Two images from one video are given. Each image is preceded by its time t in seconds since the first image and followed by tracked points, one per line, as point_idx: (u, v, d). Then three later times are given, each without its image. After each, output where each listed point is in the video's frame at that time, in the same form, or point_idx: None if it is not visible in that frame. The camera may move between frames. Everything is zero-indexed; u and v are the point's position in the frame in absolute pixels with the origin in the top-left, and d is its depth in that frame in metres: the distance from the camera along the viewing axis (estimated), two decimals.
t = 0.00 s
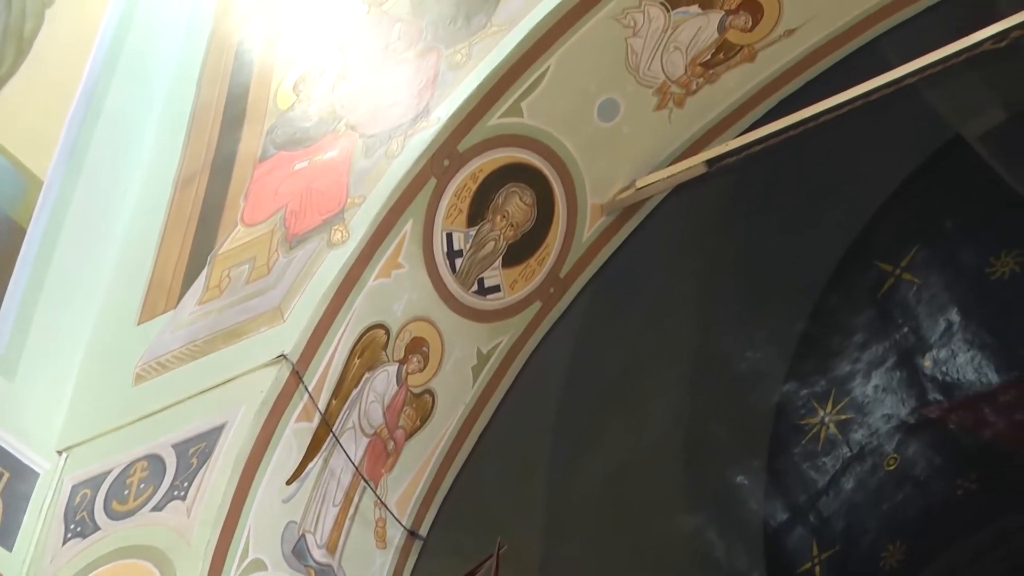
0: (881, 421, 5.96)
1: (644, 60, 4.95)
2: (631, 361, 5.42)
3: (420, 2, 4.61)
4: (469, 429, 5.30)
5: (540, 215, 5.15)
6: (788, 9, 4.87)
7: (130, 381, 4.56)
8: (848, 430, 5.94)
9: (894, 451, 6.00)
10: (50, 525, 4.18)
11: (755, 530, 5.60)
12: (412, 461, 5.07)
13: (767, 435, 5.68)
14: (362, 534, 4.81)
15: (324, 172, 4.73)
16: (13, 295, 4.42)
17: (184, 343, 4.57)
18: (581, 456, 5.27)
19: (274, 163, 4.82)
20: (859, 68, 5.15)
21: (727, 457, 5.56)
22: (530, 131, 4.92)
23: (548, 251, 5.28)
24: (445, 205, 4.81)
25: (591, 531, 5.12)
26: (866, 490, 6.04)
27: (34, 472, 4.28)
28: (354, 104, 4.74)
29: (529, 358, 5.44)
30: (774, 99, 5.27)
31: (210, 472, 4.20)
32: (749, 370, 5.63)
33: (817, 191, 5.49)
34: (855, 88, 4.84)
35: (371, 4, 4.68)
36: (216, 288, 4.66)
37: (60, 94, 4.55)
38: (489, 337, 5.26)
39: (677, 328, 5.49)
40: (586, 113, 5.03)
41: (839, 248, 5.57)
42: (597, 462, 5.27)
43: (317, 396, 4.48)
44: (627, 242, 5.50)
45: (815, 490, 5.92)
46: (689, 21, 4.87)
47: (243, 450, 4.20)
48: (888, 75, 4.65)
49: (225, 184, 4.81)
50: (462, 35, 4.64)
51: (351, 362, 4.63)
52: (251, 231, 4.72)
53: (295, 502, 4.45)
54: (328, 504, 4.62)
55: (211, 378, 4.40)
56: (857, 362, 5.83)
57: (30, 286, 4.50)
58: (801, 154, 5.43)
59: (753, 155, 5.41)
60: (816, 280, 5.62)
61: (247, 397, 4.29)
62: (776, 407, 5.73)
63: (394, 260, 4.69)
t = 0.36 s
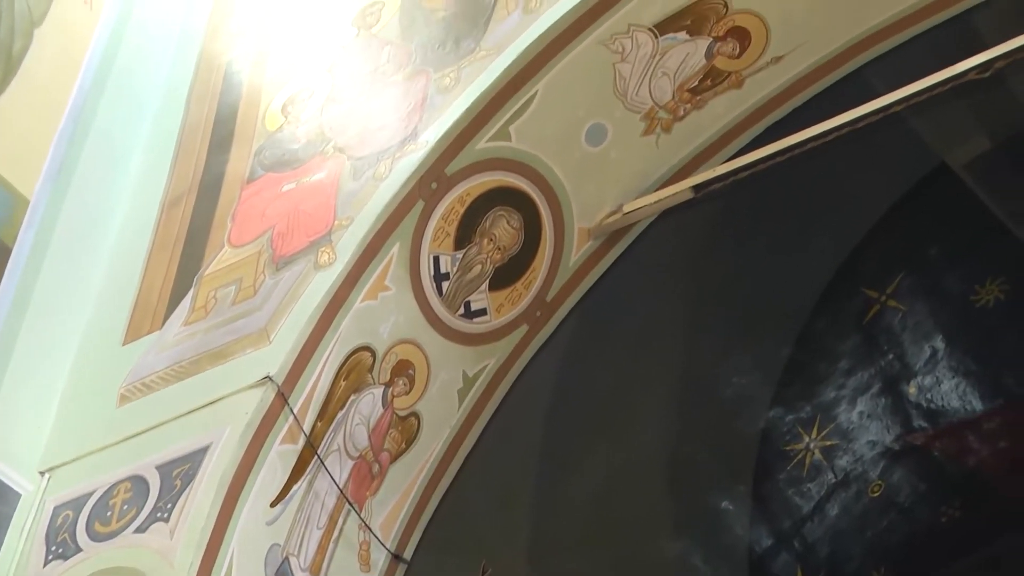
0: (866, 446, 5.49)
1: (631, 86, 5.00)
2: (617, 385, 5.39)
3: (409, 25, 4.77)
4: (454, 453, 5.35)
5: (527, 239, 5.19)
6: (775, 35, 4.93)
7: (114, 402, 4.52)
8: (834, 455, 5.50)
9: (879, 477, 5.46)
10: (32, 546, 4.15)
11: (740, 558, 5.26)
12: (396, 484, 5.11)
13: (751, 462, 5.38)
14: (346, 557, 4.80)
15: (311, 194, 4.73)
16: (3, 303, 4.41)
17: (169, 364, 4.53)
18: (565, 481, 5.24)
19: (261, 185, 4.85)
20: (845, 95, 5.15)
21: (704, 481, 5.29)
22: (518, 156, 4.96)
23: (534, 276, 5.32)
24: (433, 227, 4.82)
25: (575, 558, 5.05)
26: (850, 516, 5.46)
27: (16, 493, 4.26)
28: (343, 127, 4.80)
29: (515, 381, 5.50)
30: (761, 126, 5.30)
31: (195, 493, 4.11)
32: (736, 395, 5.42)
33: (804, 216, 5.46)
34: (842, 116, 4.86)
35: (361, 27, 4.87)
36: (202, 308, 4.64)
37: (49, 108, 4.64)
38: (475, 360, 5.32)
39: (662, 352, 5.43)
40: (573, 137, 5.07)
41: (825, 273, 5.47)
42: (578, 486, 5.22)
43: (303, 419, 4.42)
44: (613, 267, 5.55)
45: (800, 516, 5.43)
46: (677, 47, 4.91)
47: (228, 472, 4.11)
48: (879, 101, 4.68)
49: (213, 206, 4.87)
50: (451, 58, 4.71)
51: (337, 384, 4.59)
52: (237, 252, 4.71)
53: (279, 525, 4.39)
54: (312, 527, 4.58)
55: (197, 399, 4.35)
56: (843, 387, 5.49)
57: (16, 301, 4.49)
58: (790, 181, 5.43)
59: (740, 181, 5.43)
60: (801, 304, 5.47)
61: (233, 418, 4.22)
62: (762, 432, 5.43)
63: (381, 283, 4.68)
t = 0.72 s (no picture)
0: (853, 472, 5.13)
1: (620, 110, 5.04)
2: (604, 409, 5.39)
3: (399, 48, 4.84)
4: (439, 477, 5.39)
5: (514, 262, 5.23)
6: (764, 62, 4.99)
7: (98, 423, 4.47)
8: (820, 480, 5.16)
9: (866, 504, 5.05)
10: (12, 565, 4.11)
11: None
12: (382, 506, 5.10)
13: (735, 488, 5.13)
14: None
15: (300, 215, 4.72)
16: None
17: (155, 384, 4.49)
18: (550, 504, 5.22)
19: (249, 207, 4.85)
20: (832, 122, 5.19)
21: (692, 507, 5.10)
22: (508, 180, 5.00)
23: (522, 299, 5.36)
24: (421, 249, 4.83)
25: None
26: (836, 543, 5.03)
27: None
28: (332, 148, 4.81)
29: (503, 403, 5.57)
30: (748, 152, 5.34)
31: (178, 514, 4.07)
32: (722, 420, 5.27)
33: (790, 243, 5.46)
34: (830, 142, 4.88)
35: (351, 49, 4.94)
36: (189, 329, 4.61)
37: (42, 126, 4.72)
38: (462, 384, 5.36)
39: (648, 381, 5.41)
40: (562, 160, 5.10)
41: (815, 297, 5.37)
42: (564, 509, 5.19)
43: (289, 440, 4.38)
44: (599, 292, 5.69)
45: (785, 542, 5.07)
46: (666, 72, 4.96)
47: (213, 492, 4.08)
48: (868, 127, 4.71)
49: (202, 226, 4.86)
50: (440, 81, 4.74)
51: (323, 406, 4.58)
52: (224, 273, 4.69)
53: (263, 547, 4.35)
54: (296, 549, 4.54)
55: (182, 419, 4.32)
56: (829, 413, 5.23)
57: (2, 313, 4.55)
58: (773, 206, 5.56)
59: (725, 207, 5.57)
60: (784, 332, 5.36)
61: (218, 439, 4.19)
62: (747, 457, 5.20)
63: (368, 305, 4.68)
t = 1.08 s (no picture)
0: (831, 495, 5.43)
1: (604, 131, 5.08)
2: (588, 426, 5.39)
3: (384, 66, 4.84)
4: (417, 497, 5.33)
5: (497, 281, 5.24)
6: (746, 85, 5.03)
7: (75, 437, 4.43)
8: (799, 503, 5.43)
9: (844, 527, 5.41)
10: None
11: None
12: (361, 525, 5.05)
13: (716, 508, 5.31)
14: None
15: (283, 232, 4.71)
16: None
17: (135, 399, 4.45)
18: (532, 519, 5.23)
19: (232, 222, 4.85)
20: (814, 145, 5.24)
21: (676, 525, 5.25)
22: (491, 199, 5.03)
23: (504, 320, 5.36)
24: (403, 267, 4.85)
25: None
26: (815, 566, 5.40)
27: None
28: (316, 165, 4.82)
29: (484, 422, 5.53)
30: (728, 176, 5.40)
31: (156, 531, 3.98)
32: (703, 441, 5.36)
33: (774, 264, 5.47)
34: (811, 166, 4.93)
35: (336, 67, 4.93)
36: (169, 344, 4.57)
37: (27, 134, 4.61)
38: (444, 402, 5.33)
39: (630, 402, 5.42)
40: (546, 180, 5.14)
41: (797, 318, 5.42)
42: (545, 525, 5.20)
43: (268, 457, 4.35)
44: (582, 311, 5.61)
45: (764, 564, 5.38)
46: (650, 94, 4.99)
47: (191, 510, 4.00)
48: (849, 152, 4.76)
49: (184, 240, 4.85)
50: (425, 99, 4.76)
51: (303, 424, 4.55)
52: (206, 288, 4.67)
53: (240, 564, 4.28)
54: (274, 566, 4.49)
55: (162, 434, 4.27)
56: (808, 436, 5.41)
57: None
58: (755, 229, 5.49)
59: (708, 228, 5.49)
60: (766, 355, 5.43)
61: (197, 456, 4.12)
62: (728, 478, 5.35)
63: (349, 322, 4.67)
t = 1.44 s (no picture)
0: (810, 517, 5.30)
1: (587, 151, 5.13)
2: (569, 452, 5.37)
3: (369, 81, 4.82)
4: (397, 513, 5.35)
5: (478, 299, 5.30)
6: (728, 108, 5.11)
7: (53, 451, 4.33)
8: (778, 525, 5.31)
9: (822, 549, 5.22)
10: None
11: None
12: (339, 541, 5.04)
13: (695, 529, 5.21)
14: None
15: (265, 247, 4.71)
16: None
17: (114, 414, 4.39)
18: (508, 542, 5.17)
19: (213, 236, 4.83)
20: (795, 167, 5.30)
21: (653, 547, 5.16)
22: (475, 217, 5.09)
23: (486, 337, 5.43)
24: (385, 284, 4.87)
25: None
26: None
27: None
28: (299, 181, 4.80)
29: (464, 440, 5.57)
30: (711, 197, 5.46)
31: (132, 547, 3.92)
32: (682, 461, 5.33)
33: (756, 289, 5.49)
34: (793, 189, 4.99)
35: (320, 82, 4.89)
36: (149, 358, 4.53)
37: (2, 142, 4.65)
38: (424, 420, 5.37)
39: (612, 424, 5.40)
40: (529, 198, 5.19)
41: (779, 337, 5.41)
42: (522, 547, 5.14)
43: (247, 473, 4.33)
44: (564, 330, 5.70)
45: None
46: (634, 114, 5.05)
47: (168, 526, 3.95)
48: (832, 175, 4.83)
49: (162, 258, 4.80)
50: (410, 116, 4.78)
51: (283, 440, 4.52)
52: (188, 302, 4.65)
53: None
54: None
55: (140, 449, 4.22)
56: (788, 457, 5.33)
57: None
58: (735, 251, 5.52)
59: (686, 250, 5.56)
60: (743, 376, 5.40)
61: (174, 470, 4.09)
62: (706, 498, 5.27)
63: (331, 337, 4.66)
